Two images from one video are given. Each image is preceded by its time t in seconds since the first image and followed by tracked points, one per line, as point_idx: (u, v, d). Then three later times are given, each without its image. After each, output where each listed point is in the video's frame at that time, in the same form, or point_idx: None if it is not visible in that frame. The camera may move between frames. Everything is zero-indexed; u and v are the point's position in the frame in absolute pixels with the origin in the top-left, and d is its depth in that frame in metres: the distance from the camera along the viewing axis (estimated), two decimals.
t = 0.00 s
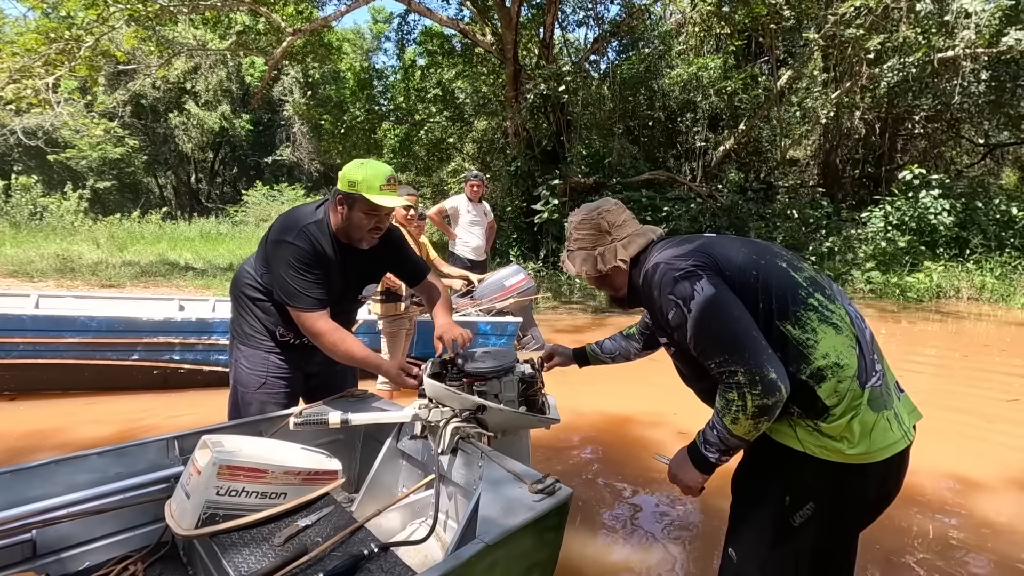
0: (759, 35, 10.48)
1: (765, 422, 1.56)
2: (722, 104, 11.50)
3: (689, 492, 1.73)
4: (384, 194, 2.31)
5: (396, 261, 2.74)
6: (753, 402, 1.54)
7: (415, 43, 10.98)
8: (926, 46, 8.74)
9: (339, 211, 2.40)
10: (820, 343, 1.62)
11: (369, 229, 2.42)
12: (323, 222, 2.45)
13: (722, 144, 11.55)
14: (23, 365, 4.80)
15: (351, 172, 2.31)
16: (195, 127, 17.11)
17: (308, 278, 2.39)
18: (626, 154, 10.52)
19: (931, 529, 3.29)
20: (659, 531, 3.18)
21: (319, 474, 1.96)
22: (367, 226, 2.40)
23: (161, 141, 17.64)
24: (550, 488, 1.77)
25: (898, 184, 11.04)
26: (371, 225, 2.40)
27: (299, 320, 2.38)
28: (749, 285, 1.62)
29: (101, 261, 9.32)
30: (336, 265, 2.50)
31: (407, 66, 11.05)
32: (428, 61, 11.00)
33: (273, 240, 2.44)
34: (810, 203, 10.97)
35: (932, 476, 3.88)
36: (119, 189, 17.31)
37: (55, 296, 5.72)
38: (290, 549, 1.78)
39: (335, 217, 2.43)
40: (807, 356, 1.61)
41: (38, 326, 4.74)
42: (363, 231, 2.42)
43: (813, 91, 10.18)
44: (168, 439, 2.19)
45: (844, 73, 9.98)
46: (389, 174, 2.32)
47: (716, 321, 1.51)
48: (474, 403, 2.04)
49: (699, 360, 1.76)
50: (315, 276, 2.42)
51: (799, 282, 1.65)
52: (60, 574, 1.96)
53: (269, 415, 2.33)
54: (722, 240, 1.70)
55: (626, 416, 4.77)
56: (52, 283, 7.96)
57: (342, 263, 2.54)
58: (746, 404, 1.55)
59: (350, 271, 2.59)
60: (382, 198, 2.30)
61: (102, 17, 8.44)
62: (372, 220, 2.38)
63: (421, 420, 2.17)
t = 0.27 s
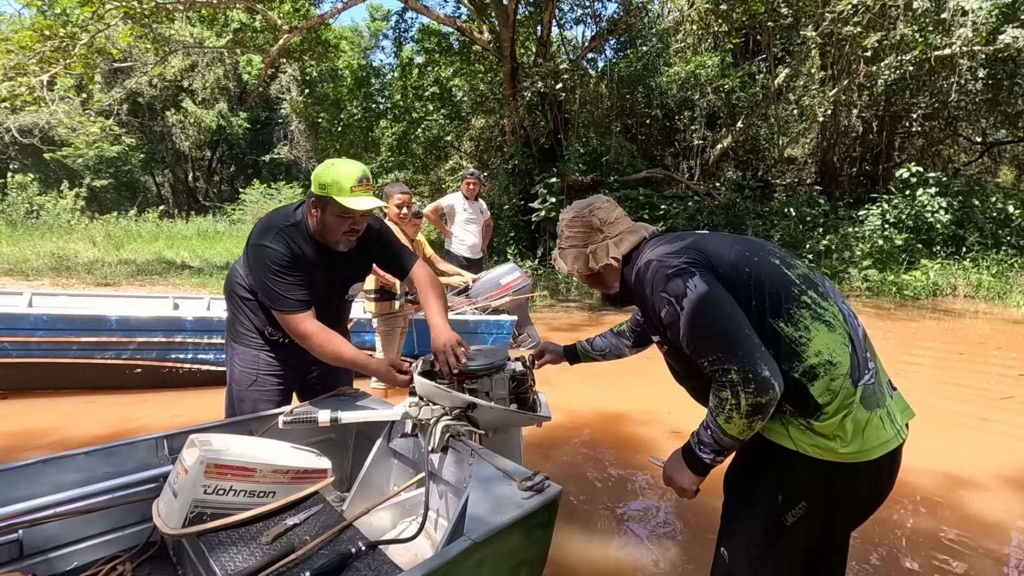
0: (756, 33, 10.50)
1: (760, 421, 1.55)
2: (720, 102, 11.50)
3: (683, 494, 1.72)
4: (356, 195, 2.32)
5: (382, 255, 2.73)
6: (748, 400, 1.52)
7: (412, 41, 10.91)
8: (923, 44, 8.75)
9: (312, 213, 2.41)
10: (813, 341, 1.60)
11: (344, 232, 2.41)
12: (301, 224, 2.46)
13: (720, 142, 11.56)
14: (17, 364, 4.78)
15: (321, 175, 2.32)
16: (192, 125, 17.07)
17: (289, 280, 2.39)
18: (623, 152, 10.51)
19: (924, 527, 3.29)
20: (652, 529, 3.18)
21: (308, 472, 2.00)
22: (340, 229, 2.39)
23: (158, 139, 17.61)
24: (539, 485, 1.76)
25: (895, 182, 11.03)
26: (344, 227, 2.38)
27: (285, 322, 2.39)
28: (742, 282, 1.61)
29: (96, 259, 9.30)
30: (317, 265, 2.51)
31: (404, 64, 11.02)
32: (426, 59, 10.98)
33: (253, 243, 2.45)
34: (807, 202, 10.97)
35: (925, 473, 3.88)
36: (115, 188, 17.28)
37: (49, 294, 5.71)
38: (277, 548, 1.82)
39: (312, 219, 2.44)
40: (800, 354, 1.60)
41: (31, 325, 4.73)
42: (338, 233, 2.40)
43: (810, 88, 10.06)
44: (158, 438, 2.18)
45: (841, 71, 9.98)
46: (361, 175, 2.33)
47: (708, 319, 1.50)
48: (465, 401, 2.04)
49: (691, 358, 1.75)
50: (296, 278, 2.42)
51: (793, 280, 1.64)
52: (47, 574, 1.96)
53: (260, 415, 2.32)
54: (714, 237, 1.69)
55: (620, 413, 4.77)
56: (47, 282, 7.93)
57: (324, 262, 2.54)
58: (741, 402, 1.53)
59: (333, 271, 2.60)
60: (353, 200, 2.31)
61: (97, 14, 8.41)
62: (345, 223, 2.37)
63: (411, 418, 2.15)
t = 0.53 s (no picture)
0: (754, 32, 10.52)
1: (752, 420, 1.55)
2: (718, 101, 11.51)
3: (676, 493, 1.71)
4: (328, 194, 2.33)
5: (363, 255, 2.79)
6: (740, 398, 1.52)
7: (410, 40, 11.04)
8: (920, 43, 8.77)
9: (286, 215, 2.41)
10: (804, 338, 1.60)
11: (318, 233, 2.41)
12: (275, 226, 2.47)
13: (718, 141, 11.57)
14: (12, 364, 4.77)
15: (290, 175, 2.30)
16: (190, 125, 17.04)
17: (264, 285, 2.39)
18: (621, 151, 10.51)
19: (917, 524, 3.30)
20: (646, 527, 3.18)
21: (300, 471, 2.03)
22: (315, 229, 2.38)
23: (155, 138, 17.59)
24: (530, 482, 1.77)
25: (893, 180, 11.03)
26: (319, 227, 2.38)
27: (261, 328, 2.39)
28: (733, 280, 1.60)
29: (93, 259, 9.28)
30: (292, 268, 2.51)
31: (402, 63, 11.02)
32: (424, 58, 10.98)
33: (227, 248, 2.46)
34: (804, 201, 10.99)
35: (919, 470, 3.89)
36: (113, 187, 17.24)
37: (44, 294, 5.69)
38: (269, 546, 1.85)
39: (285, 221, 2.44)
40: (790, 351, 1.60)
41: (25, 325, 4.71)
42: (313, 232, 2.40)
43: (808, 88, 10.15)
44: (150, 438, 2.17)
45: (839, 70, 9.99)
46: (330, 172, 2.33)
47: (699, 317, 1.50)
48: (457, 399, 2.07)
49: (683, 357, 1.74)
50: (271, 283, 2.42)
51: (784, 277, 1.64)
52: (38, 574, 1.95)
53: (253, 414, 2.33)
54: (704, 235, 1.69)
55: (616, 412, 4.77)
56: (43, 281, 7.92)
57: (298, 264, 2.53)
58: (732, 400, 1.53)
59: (312, 272, 2.61)
60: (323, 198, 2.32)
61: (94, 13, 8.38)
62: (320, 222, 2.37)
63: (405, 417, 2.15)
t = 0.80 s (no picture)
0: (751, 32, 10.54)
1: (743, 418, 1.55)
2: (715, 101, 11.51)
3: (668, 491, 1.71)
4: (301, 196, 2.32)
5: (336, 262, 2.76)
6: (729, 397, 1.52)
7: (408, 39, 11.04)
8: (916, 42, 8.78)
9: (254, 212, 2.42)
10: (795, 337, 1.60)
11: (283, 232, 2.39)
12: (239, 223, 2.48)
13: (715, 140, 11.59)
14: (6, 364, 4.76)
15: (262, 174, 2.30)
16: (187, 124, 17.00)
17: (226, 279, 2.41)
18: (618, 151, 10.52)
19: (908, 521, 3.32)
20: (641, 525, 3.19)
21: (295, 470, 2.03)
22: (282, 229, 2.38)
23: (152, 137, 17.55)
24: (522, 479, 1.83)
25: (889, 180, 11.04)
26: (286, 228, 2.38)
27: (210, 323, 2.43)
28: (724, 279, 1.60)
29: (89, 258, 9.26)
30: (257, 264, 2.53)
31: (399, 63, 10.99)
32: (421, 57, 11.00)
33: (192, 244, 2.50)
34: (801, 200, 11.01)
35: (911, 468, 3.91)
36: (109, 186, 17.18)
37: (38, 294, 5.67)
38: (262, 544, 1.88)
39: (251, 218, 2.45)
40: (782, 349, 1.60)
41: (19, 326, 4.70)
42: (279, 234, 2.40)
43: (805, 88, 10.18)
44: (144, 438, 2.18)
45: (835, 70, 10.00)
46: (303, 174, 2.32)
47: (689, 317, 1.50)
48: (451, 398, 2.06)
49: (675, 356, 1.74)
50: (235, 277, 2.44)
51: (775, 276, 1.64)
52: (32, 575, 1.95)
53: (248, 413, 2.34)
54: (696, 234, 1.69)
55: (612, 411, 4.77)
56: (38, 281, 7.89)
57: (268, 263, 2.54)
58: (720, 399, 1.54)
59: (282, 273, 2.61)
60: (298, 200, 2.31)
61: (89, 12, 8.36)
62: (287, 223, 2.37)
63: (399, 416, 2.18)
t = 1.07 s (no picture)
0: (748, 32, 10.56)
1: (735, 416, 1.56)
2: (712, 100, 11.54)
3: (662, 489, 1.72)
4: (329, 195, 2.31)
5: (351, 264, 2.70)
6: (723, 396, 1.53)
7: (405, 39, 11.00)
8: (912, 43, 8.80)
9: (281, 204, 2.40)
10: (787, 336, 1.61)
11: (308, 228, 2.42)
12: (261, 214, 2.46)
13: (712, 140, 11.63)
14: (3, 364, 4.75)
15: (296, 168, 2.29)
16: (184, 123, 16.97)
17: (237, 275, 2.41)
18: (615, 150, 10.54)
19: (903, 519, 3.34)
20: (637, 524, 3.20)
21: (292, 469, 2.04)
22: (307, 224, 2.40)
23: (149, 136, 17.51)
24: (519, 478, 1.83)
25: (886, 180, 11.07)
26: (313, 223, 2.39)
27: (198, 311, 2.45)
28: (716, 278, 1.60)
29: (85, 258, 9.24)
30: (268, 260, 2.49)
31: (397, 62, 10.97)
32: (419, 56, 10.99)
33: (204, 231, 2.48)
34: (798, 200, 11.04)
35: (905, 467, 3.93)
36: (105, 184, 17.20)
37: (34, 293, 5.65)
38: (259, 544, 1.86)
39: (278, 210, 2.42)
40: (774, 348, 1.60)
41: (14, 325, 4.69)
42: (305, 228, 2.41)
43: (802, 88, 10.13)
44: (140, 439, 2.19)
45: (832, 70, 10.02)
46: (336, 174, 2.32)
47: (682, 316, 1.50)
48: (447, 397, 2.08)
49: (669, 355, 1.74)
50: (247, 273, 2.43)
51: (766, 276, 1.64)
52: None
53: (243, 414, 2.33)
54: (688, 234, 1.69)
55: (608, 410, 4.78)
56: (34, 280, 7.88)
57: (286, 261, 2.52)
58: (714, 397, 1.54)
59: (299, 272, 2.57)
60: (324, 198, 2.29)
61: (86, 10, 8.34)
62: (314, 219, 2.38)
63: (394, 415, 2.19)
